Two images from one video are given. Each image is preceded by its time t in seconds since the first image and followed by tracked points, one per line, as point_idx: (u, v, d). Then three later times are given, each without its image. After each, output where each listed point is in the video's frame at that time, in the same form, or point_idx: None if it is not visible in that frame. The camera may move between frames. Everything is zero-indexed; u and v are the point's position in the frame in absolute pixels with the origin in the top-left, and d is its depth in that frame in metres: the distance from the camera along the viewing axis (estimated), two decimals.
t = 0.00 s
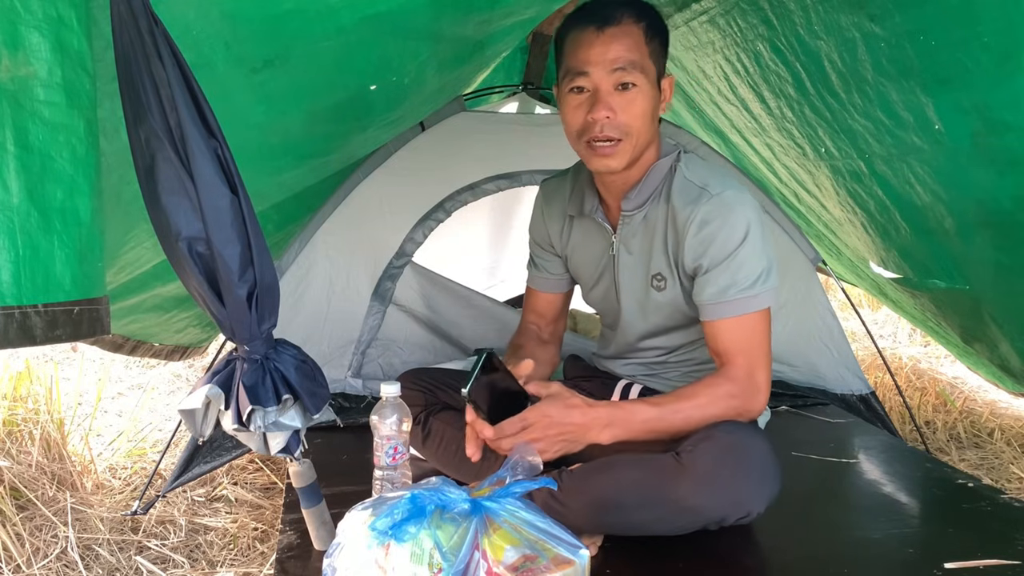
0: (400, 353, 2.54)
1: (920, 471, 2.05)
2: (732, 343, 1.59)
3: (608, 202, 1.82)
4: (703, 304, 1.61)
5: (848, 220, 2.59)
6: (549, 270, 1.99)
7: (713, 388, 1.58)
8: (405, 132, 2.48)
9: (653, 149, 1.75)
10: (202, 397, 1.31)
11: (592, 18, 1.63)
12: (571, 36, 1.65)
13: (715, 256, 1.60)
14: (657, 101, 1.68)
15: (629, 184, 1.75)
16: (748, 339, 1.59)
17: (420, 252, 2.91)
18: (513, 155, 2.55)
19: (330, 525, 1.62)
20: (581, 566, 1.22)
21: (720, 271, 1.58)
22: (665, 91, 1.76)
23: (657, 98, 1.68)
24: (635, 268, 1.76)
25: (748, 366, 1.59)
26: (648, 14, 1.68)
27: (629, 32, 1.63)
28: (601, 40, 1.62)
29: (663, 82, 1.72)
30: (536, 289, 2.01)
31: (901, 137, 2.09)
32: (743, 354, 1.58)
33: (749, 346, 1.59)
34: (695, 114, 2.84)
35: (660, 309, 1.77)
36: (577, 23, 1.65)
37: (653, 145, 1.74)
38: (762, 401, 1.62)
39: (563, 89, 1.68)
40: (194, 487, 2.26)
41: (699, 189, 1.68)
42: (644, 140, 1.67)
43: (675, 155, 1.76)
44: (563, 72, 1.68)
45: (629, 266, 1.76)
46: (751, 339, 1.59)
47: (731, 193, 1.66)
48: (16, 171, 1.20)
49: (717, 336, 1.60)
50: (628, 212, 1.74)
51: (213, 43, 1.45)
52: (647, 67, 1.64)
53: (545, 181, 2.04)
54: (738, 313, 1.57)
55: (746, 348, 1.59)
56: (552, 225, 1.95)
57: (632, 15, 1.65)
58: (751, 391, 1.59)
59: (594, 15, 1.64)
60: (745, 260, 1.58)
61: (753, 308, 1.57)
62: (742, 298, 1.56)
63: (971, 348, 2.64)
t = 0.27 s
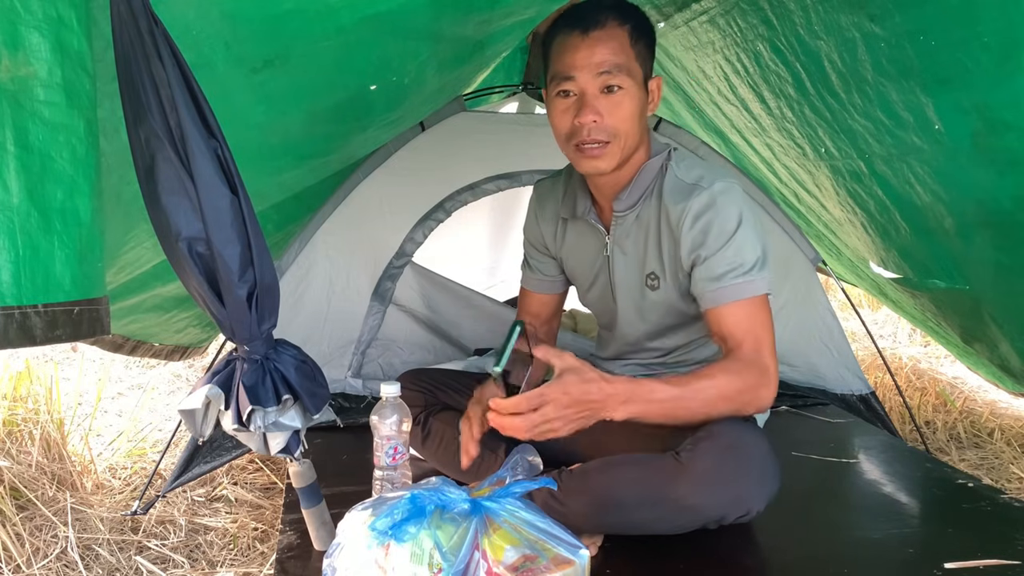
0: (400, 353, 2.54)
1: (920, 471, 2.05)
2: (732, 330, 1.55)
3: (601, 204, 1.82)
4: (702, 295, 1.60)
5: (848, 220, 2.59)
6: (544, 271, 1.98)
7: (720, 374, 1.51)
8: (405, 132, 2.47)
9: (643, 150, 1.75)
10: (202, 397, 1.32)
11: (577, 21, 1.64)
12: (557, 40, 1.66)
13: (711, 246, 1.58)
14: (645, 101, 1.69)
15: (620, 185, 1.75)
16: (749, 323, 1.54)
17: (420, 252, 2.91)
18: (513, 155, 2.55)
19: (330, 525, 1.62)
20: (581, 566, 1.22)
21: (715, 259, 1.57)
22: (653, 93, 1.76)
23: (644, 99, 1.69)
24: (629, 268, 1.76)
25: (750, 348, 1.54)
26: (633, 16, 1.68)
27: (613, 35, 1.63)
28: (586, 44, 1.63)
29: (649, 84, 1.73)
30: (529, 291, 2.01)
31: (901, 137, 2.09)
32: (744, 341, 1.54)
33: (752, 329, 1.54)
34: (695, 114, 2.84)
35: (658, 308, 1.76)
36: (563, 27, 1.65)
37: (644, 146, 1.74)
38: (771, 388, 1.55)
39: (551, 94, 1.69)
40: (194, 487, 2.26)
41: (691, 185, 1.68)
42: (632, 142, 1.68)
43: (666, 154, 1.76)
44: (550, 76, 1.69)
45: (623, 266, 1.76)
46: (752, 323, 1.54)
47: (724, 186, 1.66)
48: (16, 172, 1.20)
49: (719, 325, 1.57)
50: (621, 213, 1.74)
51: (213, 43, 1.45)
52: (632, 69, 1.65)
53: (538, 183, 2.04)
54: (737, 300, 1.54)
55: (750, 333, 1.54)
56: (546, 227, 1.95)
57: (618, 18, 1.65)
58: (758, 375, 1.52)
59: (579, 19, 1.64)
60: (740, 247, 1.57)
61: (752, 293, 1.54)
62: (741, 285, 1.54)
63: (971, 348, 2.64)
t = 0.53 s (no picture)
0: (400, 353, 2.55)
1: (920, 471, 2.05)
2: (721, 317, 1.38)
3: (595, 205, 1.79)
4: (693, 283, 1.45)
5: (848, 220, 2.59)
6: (541, 272, 1.95)
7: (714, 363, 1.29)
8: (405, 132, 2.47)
9: (634, 149, 1.70)
10: (202, 397, 1.32)
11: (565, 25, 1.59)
12: (546, 44, 1.60)
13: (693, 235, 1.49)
14: (635, 103, 1.63)
15: (612, 184, 1.71)
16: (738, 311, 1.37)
17: (420, 252, 2.91)
18: (513, 155, 2.55)
19: (330, 525, 1.62)
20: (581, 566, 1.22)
21: (695, 247, 1.46)
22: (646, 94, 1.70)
23: (635, 101, 1.63)
24: (620, 268, 1.72)
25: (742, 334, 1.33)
26: (622, 16, 1.61)
27: (602, 38, 1.57)
28: (574, 47, 1.57)
29: (641, 85, 1.67)
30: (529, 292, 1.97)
31: (901, 137, 2.09)
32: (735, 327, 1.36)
33: (742, 318, 1.36)
34: (696, 114, 2.84)
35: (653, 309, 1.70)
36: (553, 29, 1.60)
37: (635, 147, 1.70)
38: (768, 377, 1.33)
39: (540, 97, 1.64)
40: (194, 487, 2.26)
41: (679, 181, 1.61)
42: (623, 144, 1.63)
43: (658, 152, 1.70)
44: (540, 79, 1.63)
45: (614, 267, 1.72)
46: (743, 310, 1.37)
47: (715, 180, 1.56)
48: (16, 172, 1.20)
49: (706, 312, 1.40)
50: (611, 213, 1.70)
51: (213, 43, 1.45)
52: (622, 71, 1.59)
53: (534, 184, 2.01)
54: (719, 286, 1.39)
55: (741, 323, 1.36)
56: (541, 227, 1.91)
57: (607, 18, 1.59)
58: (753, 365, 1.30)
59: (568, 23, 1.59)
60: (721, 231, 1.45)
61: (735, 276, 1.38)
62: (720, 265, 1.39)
63: (971, 348, 2.64)
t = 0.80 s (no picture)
0: (400, 353, 2.55)
1: (920, 471, 2.05)
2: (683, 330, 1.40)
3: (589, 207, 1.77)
4: (670, 290, 1.46)
5: (848, 220, 2.59)
6: (538, 272, 1.92)
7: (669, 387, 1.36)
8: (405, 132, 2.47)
9: (632, 154, 1.66)
10: (202, 397, 1.32)
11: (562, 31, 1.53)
12: (543, 52, 1.55)
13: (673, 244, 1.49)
14: (635, 112, 1.60)
15: (606, 187, 1.68)
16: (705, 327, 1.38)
17: (420, 252, 2.91)
18: (513, 155, 2.55)
19: (330, 525, 1.62)
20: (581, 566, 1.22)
21: (674, 256, 1.46)
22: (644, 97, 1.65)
23: (635, 109, 1.59)
24: (614, 272, 1.70)
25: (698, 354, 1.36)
26: (621, 21, 1.55)
27: (603, 49, 1.52)
28: (573, 59, 1.51)
29: (641, 90, 1.62)
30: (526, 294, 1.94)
31: (901, 137, 2.09)
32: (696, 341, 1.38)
33: (706, 334, 1.38)
34: (696, 114, 2.84)
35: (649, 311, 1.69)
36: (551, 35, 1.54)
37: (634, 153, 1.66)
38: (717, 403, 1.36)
39: (538, 106, 1.59)
40: (194, 487, 2.26)
41: (668, 188, 1.59)
42: (622, 153, 1.60)
43: (655, 156, 1.66)
44: (538, 87, 1.58)
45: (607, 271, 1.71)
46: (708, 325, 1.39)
47: (703, 188, 1.55)
48: (16, 172, 1.20)
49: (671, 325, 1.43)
50: (606, 216, 1.67)
51: (213, 43, 1.45)
52: (623, 81, 1.54)
53: (530, 182, 1.98)
54: (690, 298, 1.40)
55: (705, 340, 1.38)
56: (537, 228, 1.89)
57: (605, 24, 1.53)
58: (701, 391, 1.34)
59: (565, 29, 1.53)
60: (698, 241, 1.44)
61: (707, 290, 1.40)
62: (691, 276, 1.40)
63: (971, 348, 2.64)
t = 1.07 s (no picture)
0: (400, 353, 2.56)
1: (920, 471, 2.05)
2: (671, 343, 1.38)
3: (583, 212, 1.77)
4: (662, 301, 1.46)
5: (848, 220, 2.59)
6: (533, 273, 1.92)
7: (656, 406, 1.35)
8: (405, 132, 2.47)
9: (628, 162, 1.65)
10: (202, 397, 1.32)
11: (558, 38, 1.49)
12: (539, 60, 1.52)
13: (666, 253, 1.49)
14: (633, 120, 1.57)
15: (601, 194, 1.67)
16: (696, 341, 1.37)
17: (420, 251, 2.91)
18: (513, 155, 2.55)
19: (330, 525, 1.62)
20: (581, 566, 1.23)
21: (666, 267, 1.46)
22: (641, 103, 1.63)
23: (633, 118, 1.57)
24: (608, 278, 1.70)
25: (689, 372, 1.34)
26: (619, 28, 1.53)
27: (602, 60, 1.49)
28: (570, 70, 1.48)
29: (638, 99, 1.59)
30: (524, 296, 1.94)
31: (901, 137, 2.09)
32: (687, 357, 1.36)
33: (697, 350, 1.36)
34: (696, 114, 2.84)
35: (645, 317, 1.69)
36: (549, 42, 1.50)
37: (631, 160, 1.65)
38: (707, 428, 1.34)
39: (533, 115, 1.56)
40: (194, 487, 2.26)
41: (662, 197, 1.59)
42: (620, 162, 1.59)
43: (650, 163, 1.67)
44: (533, 95, 1.55)
45: (602, 276, 1.71)
46: (700, 339, 1.37)
47: (698, 198, 1.54)
48: (16, 173, 1.18)
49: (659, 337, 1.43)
50: (600, 223, 1.67)
51: (213, 43, 1.45)
52: (621, 91, 1.51)
53: (524, 183, 1.98)
54: (681, 310, 1.39)
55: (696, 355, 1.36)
56: (532, 230, 1.89)
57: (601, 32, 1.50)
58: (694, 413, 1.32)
59: (562, 38, 1.50)
60: (691, 253, 1.43)
61: (699, 302, 1.39)
62: (683, 290, 1.40)
63: (971, 348, 2.64)
